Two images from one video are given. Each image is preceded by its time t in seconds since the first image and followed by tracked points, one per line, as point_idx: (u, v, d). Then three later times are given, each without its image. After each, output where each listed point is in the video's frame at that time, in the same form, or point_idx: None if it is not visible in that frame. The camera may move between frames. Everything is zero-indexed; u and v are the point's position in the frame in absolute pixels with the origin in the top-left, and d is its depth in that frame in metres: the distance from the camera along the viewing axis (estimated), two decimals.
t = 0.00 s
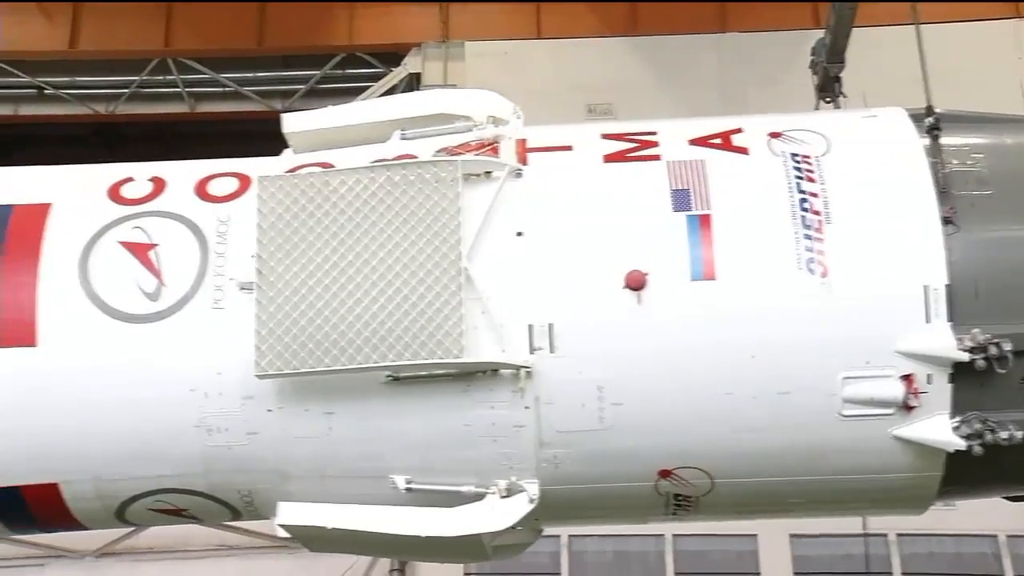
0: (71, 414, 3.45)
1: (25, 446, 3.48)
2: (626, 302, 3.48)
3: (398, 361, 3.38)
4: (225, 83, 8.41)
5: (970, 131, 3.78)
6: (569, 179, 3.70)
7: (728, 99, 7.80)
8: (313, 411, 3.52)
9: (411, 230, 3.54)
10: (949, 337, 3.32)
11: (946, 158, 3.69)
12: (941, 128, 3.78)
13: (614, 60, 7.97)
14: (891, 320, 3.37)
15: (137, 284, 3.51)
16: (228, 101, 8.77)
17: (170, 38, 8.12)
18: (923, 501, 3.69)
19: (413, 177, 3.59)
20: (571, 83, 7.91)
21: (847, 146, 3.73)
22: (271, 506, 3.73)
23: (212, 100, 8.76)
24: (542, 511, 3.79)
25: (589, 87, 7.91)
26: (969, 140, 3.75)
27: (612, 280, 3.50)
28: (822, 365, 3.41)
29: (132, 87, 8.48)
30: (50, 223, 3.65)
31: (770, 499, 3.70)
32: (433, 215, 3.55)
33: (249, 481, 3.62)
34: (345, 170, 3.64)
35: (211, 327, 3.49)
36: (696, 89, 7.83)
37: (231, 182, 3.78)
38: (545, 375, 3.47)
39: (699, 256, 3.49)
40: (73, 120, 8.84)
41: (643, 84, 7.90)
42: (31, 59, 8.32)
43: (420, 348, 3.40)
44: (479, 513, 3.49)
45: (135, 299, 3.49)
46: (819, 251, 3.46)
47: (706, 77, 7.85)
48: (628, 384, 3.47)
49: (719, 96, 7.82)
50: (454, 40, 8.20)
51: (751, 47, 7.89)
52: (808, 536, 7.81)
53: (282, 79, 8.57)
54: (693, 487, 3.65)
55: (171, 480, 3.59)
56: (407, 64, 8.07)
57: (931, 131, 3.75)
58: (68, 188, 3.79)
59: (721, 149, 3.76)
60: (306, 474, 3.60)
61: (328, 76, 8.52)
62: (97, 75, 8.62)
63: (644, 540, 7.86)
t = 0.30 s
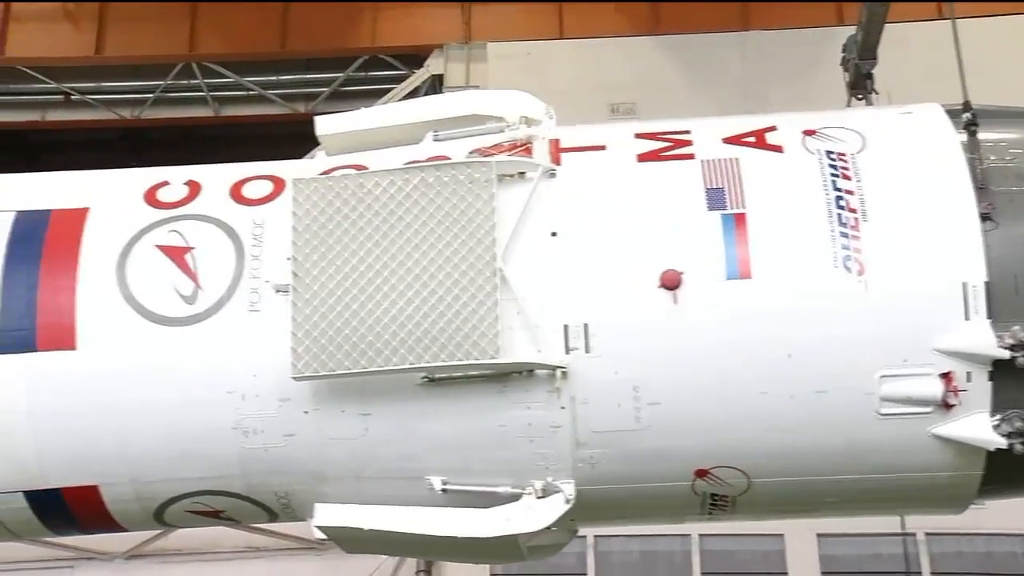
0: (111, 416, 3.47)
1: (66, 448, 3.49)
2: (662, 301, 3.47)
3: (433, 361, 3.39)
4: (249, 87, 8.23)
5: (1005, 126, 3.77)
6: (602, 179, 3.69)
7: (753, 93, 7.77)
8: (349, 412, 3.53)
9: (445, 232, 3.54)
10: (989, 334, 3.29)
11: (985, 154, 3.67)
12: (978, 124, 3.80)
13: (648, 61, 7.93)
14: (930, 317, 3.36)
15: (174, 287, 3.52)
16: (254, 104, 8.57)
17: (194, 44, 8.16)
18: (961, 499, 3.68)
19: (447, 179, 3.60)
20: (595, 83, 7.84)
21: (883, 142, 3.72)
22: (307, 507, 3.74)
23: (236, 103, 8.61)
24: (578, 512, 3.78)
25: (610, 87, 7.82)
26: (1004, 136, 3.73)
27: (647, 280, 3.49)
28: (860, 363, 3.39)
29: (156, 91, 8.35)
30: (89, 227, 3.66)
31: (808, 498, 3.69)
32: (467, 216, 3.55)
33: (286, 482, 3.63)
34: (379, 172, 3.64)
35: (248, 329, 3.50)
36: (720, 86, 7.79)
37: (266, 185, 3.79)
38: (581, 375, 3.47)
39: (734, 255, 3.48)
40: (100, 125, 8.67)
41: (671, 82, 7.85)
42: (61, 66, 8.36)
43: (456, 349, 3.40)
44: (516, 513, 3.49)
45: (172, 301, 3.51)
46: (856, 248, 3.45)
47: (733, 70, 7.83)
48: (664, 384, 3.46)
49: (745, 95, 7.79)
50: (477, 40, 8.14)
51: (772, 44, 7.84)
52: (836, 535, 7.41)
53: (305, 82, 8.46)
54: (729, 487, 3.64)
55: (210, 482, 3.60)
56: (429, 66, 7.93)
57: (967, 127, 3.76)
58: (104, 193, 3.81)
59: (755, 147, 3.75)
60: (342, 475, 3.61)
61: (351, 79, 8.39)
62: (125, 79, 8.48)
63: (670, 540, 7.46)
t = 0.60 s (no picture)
0: (148, 419, 3.49)
1: (103, 451, 3.51)
2: (696, 300, 3.46)
3: (467, 362, 3.39)
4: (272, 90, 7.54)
5: None
6: (634, 179, 3.69)
7: (775, 91, 7.26)
8: (382, 413, 3.53)
9: (478, 232, 3.55)
10: None
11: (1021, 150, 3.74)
12: (1013, 119, 3.84)
13: (669, 58, 7.37)
14: (966, 314, 3.34)
15: (209, 290, 3.54)
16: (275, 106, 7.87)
17: (217, 47, 7.29)
18: (1000, 497, 3.64)
19: (479, 179, 3.60)
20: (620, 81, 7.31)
21: (917, 139, 3.70)
22: (342, 508, 3.75)
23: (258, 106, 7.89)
24: (612, 511, 3.78)
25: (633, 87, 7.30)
26: None
27: (680, 279, 3.48)
28: (897, 361, 3.37)
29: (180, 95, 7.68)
30: (124, 231, 3.68)
31: (844, 497, 3.67)
32: (499, 216, 3.55)
33: (321, 484, 3.64)
34: (411, 173, 3.64)
35: (281, 331, 3.51)
36: (748, 81, 7.28)
37: (298, 187, 3.80)
38: (615, 375, 3.47)
39: (768, 253, 3.47)
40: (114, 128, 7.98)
41: (698, 80, 7.32)
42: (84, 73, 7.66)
43: (490, 349, 3.40)
44: (550, 513, 3.49)
45: (206, 303, 3.52)
46: (891, 246, 3.43)
47: (759, 65, 7.32)
48: (698, 383, 3.45)
49: (765, 93, 7.25)
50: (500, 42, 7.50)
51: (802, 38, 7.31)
52: (863, 535, 7.37)
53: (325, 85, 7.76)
54: (765, 485, 3.63)
55: (245, 483, 3.62)
56: (451, 67, 7.33)
57: (1005, 122, 3.80)
58: (138, 196, 3.83)
59: (788, 144, 3.75)
60: (376, 476, 3.62)
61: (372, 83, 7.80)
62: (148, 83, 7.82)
63: (695, 539, 7.44)
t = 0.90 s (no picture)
0: (175, 419, 3.50)
1: (131, 452, 3.52)
2: (721, 299, 3.46)
3: (493, 361, 3.38)
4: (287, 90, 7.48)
5: None
6: (658, 178, 3.68)
7: (791, 89, 7.05)
8: (408, 413, 3.53)
9: (502, 232, 3.54)
10: None
11: None
12: None
13: (686, 57, 7.17)
14: (994, 312, 3.32)
15: (234, 291, 3.55)
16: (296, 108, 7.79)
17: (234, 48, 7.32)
18: None
19: (504, 179, 3.60)
20: (635, 81, 7.12)
21: (944, 136, 3.69)
22: (367, 507, 3.75)
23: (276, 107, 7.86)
24: (638, 511, 3.77)
25: (644, 84, 7.12)
26: None
27: (706, 277, 3.48)
28: (924, 358, 3.36)
29: (197, 97, 7.65)
30: (149, 232, 3.69)
31: (870, 495, 3.66)
32: (524, 215, 3.55)
33: (347, 484, 3.64)
34: (435, 173, 3.64)
35: (307, 331, 3.51)
36: (763, 78, 7.08)
37: (322, 188, 3.81)
38: (641, 374, 3.46)
39: (793, 251, 3.47)
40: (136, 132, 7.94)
41: (714, 76, 7.11)
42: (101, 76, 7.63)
43: (515, 349, 3.39)
44: (576, 513, 3.48)
45: (232, 304, 3.53)
46: (917, 243, 3.42)
47: (775, 64, 7.10)
48: (724, 382, 3.45)
49: (779, 92, 7.04)
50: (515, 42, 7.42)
51: (817, 38, 7.10)
52: (882, 534, 7.31)
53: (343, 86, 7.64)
54: (790, 484, 3.62)
55: (271, 484, 3.63)
56: (466, 67, 7.16)
57: None
58: (163, 198, 3.84)
59: (813, 142, 3.74)
60: (401, 475, 3.62)
61: (388, 83, 7.62)
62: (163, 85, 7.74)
63: (713, 539, 7.44)
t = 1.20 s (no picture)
0: (200, 420, 3.51)
1: (157, 452, 3.53)
2: (745, 297, 3.45)
3: (517, 361, 3.38)
4: (303, 92, 7.50)
5: None
6: (681, 176, 3.68)
7: (806, 85, 7.02)
8: (431, 413, 3.53)
9: (525, 231, 3.54)
10: None
11: None
12: None
13: (703, 56, 7.17)
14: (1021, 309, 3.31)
15: (258, 292, 3.55)
16: (312, 109, 7.81)
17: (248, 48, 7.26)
18: None
19: (526, 178, 3.59)
20: (652, 81, 7.13)
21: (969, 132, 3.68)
22: (391, 507, 3.76)
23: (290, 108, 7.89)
24: (662, 510, 3.76)
25: (653, 83, 7.12)
26: None
27: (730, 275, 3.47)
28: (950, 356, 3.34)
29: (212, 99, 7.67)
30: (173, 234, 3.70)
31: (895, 493, 3.65)
32: (546, 215, 3.54)
33: (371, 483, 3.64)
34: (458, 172, 3.64)
35: (331, 331, 3.51)
36: (777, 77, 7.06)
37: (345, 188, 3.81)
38: (665, 373, 3.45)
39: (817, 248, 3.46)
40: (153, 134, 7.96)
41: (733, 74, 7.10)
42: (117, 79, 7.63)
43: (539, 348, 3.39)
44: (600, 512, 3.48)
45: (256, 304, 3.54)
46: (943, 240, 3.41)
47: (788, 61, 7.07)
48: (749, 380, 3.44)
49: (794, 91, 7.01)
50: (529, 42, 7.42)
51: (830, 38, 7.07)
52: (899, 532, 7.27)
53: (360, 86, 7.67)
54: (815, 482, 3.61)
55: (296, 484, 3.63)
56: (479, 67, 7.22)
57: None
58: (186, 199, 3.85)
59: (836, 139, 3.73)
60: (425, 475, 3.62)
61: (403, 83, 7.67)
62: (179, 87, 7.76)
63: (730, 538, 7.43)
